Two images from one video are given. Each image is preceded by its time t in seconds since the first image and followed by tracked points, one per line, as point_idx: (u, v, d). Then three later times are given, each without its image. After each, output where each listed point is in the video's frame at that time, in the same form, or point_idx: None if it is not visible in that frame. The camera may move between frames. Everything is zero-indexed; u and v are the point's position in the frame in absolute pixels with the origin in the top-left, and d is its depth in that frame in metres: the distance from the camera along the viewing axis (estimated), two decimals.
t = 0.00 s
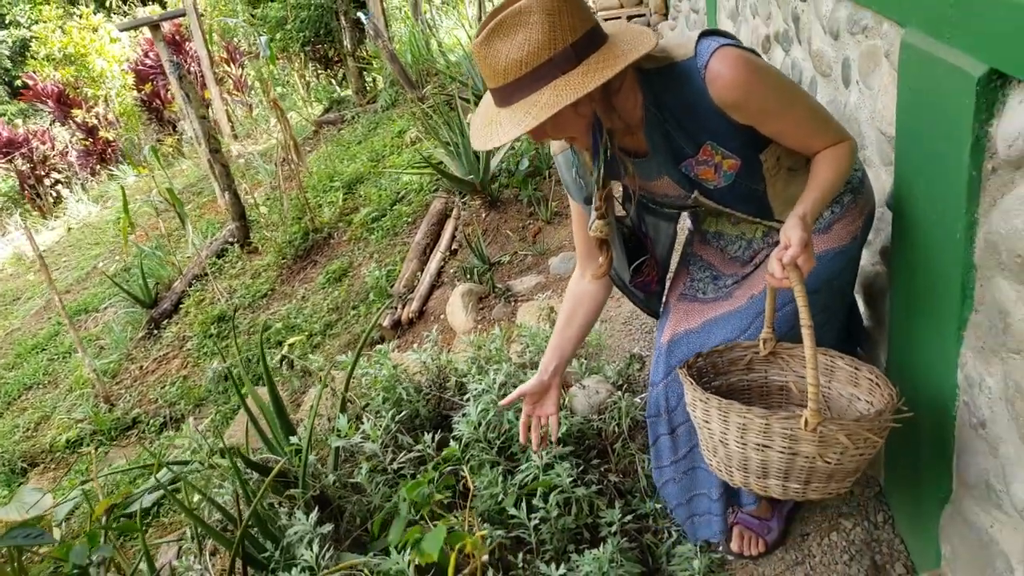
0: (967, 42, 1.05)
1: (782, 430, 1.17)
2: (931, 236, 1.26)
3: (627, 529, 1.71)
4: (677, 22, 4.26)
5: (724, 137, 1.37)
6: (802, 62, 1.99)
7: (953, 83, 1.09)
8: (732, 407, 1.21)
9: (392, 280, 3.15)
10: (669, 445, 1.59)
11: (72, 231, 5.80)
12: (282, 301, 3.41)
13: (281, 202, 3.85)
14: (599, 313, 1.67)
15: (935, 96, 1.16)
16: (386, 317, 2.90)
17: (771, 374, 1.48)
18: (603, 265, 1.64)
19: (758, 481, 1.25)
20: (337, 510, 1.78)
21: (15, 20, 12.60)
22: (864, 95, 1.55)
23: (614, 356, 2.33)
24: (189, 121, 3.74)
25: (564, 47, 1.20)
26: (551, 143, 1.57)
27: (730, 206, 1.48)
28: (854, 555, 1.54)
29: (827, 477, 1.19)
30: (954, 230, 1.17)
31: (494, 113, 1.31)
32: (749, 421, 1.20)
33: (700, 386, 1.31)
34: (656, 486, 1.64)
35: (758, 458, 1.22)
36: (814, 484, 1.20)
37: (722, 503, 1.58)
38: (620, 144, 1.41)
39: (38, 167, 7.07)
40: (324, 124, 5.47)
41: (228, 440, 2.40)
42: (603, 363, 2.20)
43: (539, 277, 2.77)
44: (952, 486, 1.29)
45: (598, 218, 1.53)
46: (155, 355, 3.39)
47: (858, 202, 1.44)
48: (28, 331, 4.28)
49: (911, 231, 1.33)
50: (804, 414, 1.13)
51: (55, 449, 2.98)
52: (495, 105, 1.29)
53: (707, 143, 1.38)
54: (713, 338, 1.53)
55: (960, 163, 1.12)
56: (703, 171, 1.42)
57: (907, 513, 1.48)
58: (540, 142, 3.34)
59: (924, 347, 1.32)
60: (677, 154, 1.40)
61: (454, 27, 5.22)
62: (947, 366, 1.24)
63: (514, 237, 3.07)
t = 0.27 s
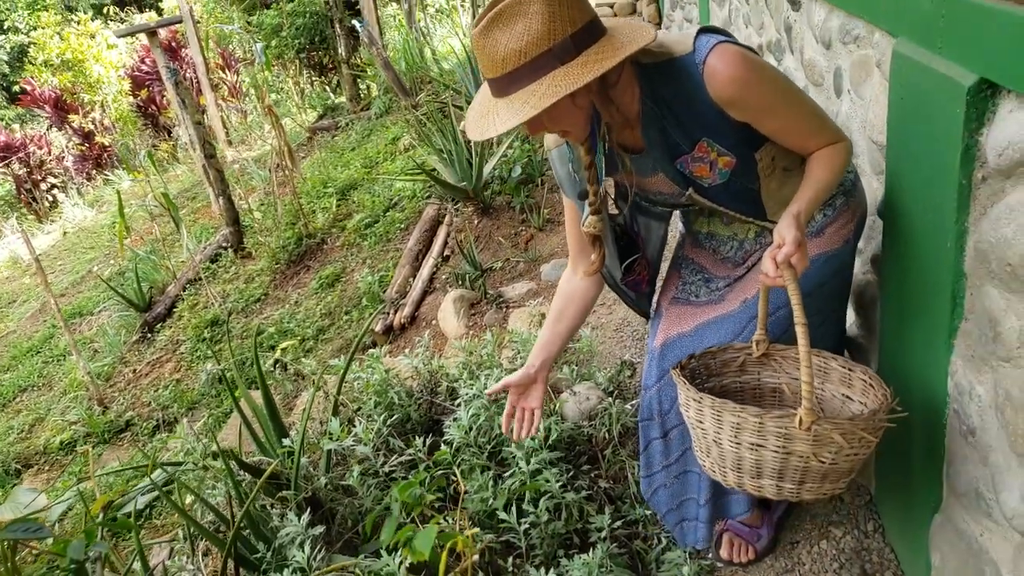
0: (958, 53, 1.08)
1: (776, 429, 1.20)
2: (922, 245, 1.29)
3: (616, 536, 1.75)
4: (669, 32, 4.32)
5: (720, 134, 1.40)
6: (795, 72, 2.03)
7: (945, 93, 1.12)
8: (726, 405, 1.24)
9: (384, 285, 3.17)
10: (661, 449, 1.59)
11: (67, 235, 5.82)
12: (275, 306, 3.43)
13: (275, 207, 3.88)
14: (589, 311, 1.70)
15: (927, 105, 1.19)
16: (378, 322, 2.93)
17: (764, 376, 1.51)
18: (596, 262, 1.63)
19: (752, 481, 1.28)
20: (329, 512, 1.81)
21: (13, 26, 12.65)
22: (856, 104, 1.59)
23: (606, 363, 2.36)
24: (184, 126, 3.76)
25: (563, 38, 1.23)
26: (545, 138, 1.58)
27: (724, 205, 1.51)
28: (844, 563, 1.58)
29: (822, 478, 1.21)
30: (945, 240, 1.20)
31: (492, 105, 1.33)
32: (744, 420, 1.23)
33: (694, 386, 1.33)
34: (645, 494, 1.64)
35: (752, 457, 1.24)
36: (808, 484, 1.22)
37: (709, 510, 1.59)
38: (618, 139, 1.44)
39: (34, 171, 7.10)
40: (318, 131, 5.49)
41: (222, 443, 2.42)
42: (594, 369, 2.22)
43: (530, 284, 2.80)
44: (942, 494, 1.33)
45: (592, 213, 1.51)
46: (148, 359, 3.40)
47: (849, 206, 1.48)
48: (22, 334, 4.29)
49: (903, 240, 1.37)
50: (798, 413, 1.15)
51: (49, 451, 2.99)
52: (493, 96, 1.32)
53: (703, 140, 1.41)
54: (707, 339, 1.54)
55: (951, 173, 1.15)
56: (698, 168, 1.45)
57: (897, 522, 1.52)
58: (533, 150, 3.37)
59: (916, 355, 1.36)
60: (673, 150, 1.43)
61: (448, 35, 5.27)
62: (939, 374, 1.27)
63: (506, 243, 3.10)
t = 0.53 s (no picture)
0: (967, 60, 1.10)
1: (786, 444, 1.21)
2: (929, 255, 1.31)
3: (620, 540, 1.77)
4: (677, 39, 4.33)
5: (733, 151, 1.41)
6: (803, 79, 2.05)
7: (954, 99, 1.14)
8: (736, 420, 1.24)
9: (389, 289, 3.19)
10: (666, 463, 1.60)
11: (76, 237, 5.86)
12: (281, 309, 3.45)
13: (282, 210, 3.90)
14: (594, 324, 1.73)
15: (936, 112, 1.21)
16: (383, 325, 2.95)
17: (772, 391, 1.52)
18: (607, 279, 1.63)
19: (761, 496, 1.29)
20: (333, 514, 1.83)
21: (24, 29, 12.76)
22: (864, 112, 1.61)
23: (609, 369, 2.37)
24: (193, 129, 3.80)
25: (578, 58, 1.25)
26: (556, 155, 1.59)
27: (735, 220, 1.53)
28: (847, 572, 1.59)
29: (831, 493, 1.23)
30: (952, 251, 1.22)
31: (506, 123, 1.35)
32: (753, 435, 1.23)
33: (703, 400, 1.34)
34: (650, 504, 1.64)
35: (762, 472, 1.25)
36: (817, 499, 1.24)
37: (719, 522, 1.59)
38: (632, 156, 1.47)
39: (44, 173, 7.17)
40: (325, 135, 5.53)
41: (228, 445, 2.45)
42: (598, 375, 2.24)
43: (535, 289, 2.82)
44: (947, 505, 1.34)
45: (604, 229, 1.53)
46: (155, 360, 3.42)
47: (858, 220, 1.49)
48: (32, 334, 4.33)
49: (910, 250, 1.38)
50: (809, 429, 1.17)
51: (57, 450, 3.02)
52: (507, 114, 1.33)
53: (716, 157, 1.43)
54: (713, 352, 1.56)
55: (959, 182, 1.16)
56: (711, 185, 1.47)
57: (903, 535, 1.53)
58: (538, 156, 3.40)
59: (922, 365, 1.37)
60: (686, 167, 1.45)
61: (455, 40, 5.30)
62: (946, 384, 1.29)
63: (511, 249, 3.12)
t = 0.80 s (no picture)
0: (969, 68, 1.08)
1: (799, 459, 1.19)
2: (932, 262, 1.29)
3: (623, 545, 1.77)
4: (683, 43, 4.32)
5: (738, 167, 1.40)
6: (807, 84, 2.04)
7: (956, 106, 1.12)
8: (748, 435, 1.23)
9: (394, 293, 3.18)
10: (670, 474, 1.57)
11: (82, 239, 5.87)
12: (286, 312, 3.45)
13: (287, 214, 3.90)
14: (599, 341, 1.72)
15: (939, 118, 1.19)
16: (388, 329, 2.94)
17: (781, 404, 1.50)
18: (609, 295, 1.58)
19: (774, 510, 1.27)
20: (336, 519, 1.81)
21: (32, 32, 12.83)
22: (868, 118, 1.60)
23: (614, 373, 2.35)
24: (198, 133, 3.80)
25: (583, 82, 1.24)
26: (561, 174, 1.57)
27: (740, 235, 1.51)
28: None
29: (842, 506, 1.21)
30: (954, 255, 1.20)
31: (511, 144, 1.34)
32: (766, 450, 1.22)
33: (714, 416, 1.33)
34: (653, 519, 1.62)
35: (774, 486, 1.24)
36: (829, 512, 1.22)
37: (721, 533, 1.59)
38: (637, 173, 1.43)
39: (50, 176, 7.19)
40: (331, 139, 5.52)
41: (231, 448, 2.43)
42: (603, 381, 2.22)
43: (540, 293, 2.81)
44: (952, 513, 1.32)
45: (609, 246, 1.50)
46: (159, 363, 3.42)
47: (863, 232, 1.47)
48: (37, 336, 4.33)
49: (913, 256, 1.36)
50: (821, 443, 1.16)
51: (60, 453, 3.01)
52: (513, 136, 1.32)
53: (721, 173, 1.42)
54: (718, 363, 1.54)
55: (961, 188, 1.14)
56: (716, 201, 1.46)
57: (907, 546, 1.51)
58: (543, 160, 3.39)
59: (925, 372, 1.35)
60: (691, 184, 1.43)
61: (461, 44, 5.30)
62: (949, 391, 1.27)
63: (516, 253, 3.11)
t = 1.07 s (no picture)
0: (971, 75, 1.08)
1: (804, 469, 1.19)
2: (932, 270, 1.29)
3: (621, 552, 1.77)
4: (685, 49, 4.32)
5: (739, 178, 1.41)
6: (808, 91, 2.04)
7: (957, 114, 1.12)
8: (753, 445, 1.23)
9: (395, 297, 3.18)
10: (671, 481, 1.57)
11: (82, 242, 5.87)
12: (286, 316, 3.45)
13: (288, 218, 3.90)
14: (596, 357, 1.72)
15: (940, 126, 1.19)
16: (388, 334, 2.94)
17: (784, 414, 1.50)
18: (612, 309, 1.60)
19: (780, 520, 1.27)
20: (334, 523, 1.81)
21: (33, 34, 12.87)
22: (869, 125, 1.60)
23: (614, 379, 2.36)
24: (200, 136, 3.80)
25: (582, 96, 1.24)
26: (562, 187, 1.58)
27: (742, 245, 1.52)
28: None
29: (849, 515, 1.21)
30: (955, 264, 1.20)
31: (512, 158, 1.34)
32: (771, 460, 1.22)
33: (719, 426, 1.33)
34: (653, 526, 1.61)
35: (780, 496, 1.24)
36: (835, 522, 1.22)
37: (720, 543, 1.57)
38: (637, 187, 1.44)
39: (51, 178, 7.21)
40: (332, 143, 5.53)
41: (230, 453, 2.43)
42: (603, 387, 2.22)
43: (540, 299, 2.81)
44: (951, 521, 1.32)
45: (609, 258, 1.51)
46: (159, 366, 3.42)
47: (863, 240, 1.47)
48: (37, 339, 4.33)
49: (913, 264, 1.37)
50: (826, 452, 1.15)
51: (59, 457, 3.02)
52: (512, 149, 1.32)
53: (721, 184, 1.42)
54: (718, 371, 1.54)
55: (962, 196, 1.14)
56: (717, 212, 1.46)
57: (906, 555, 1.51)
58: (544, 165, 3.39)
59: (925, 380, 1.35)
60: (692, 195, 1.44)
61: (463, 49, 5.30)
62: (948, 399, 1.27)
63: (517, 258, 3.11)
